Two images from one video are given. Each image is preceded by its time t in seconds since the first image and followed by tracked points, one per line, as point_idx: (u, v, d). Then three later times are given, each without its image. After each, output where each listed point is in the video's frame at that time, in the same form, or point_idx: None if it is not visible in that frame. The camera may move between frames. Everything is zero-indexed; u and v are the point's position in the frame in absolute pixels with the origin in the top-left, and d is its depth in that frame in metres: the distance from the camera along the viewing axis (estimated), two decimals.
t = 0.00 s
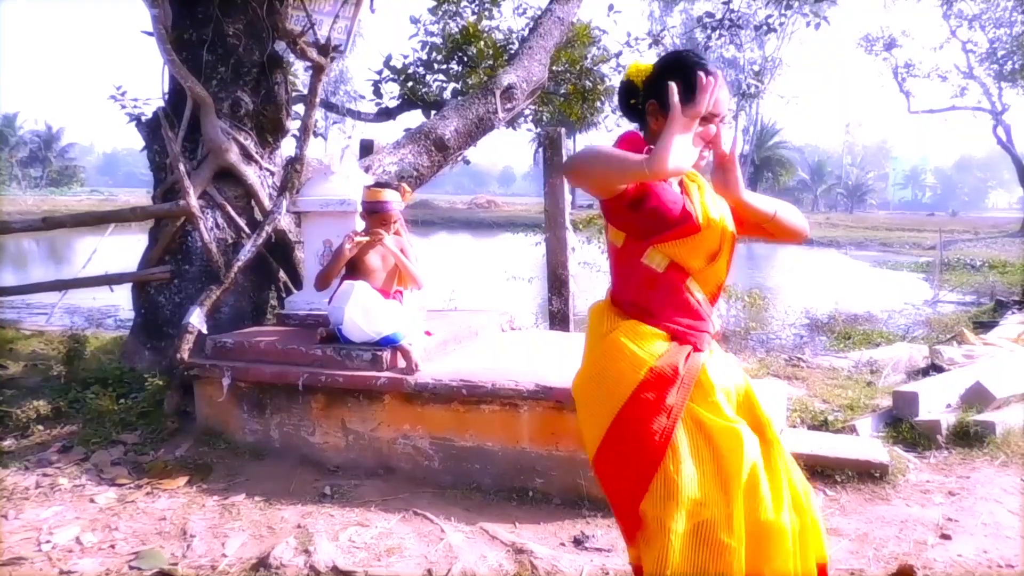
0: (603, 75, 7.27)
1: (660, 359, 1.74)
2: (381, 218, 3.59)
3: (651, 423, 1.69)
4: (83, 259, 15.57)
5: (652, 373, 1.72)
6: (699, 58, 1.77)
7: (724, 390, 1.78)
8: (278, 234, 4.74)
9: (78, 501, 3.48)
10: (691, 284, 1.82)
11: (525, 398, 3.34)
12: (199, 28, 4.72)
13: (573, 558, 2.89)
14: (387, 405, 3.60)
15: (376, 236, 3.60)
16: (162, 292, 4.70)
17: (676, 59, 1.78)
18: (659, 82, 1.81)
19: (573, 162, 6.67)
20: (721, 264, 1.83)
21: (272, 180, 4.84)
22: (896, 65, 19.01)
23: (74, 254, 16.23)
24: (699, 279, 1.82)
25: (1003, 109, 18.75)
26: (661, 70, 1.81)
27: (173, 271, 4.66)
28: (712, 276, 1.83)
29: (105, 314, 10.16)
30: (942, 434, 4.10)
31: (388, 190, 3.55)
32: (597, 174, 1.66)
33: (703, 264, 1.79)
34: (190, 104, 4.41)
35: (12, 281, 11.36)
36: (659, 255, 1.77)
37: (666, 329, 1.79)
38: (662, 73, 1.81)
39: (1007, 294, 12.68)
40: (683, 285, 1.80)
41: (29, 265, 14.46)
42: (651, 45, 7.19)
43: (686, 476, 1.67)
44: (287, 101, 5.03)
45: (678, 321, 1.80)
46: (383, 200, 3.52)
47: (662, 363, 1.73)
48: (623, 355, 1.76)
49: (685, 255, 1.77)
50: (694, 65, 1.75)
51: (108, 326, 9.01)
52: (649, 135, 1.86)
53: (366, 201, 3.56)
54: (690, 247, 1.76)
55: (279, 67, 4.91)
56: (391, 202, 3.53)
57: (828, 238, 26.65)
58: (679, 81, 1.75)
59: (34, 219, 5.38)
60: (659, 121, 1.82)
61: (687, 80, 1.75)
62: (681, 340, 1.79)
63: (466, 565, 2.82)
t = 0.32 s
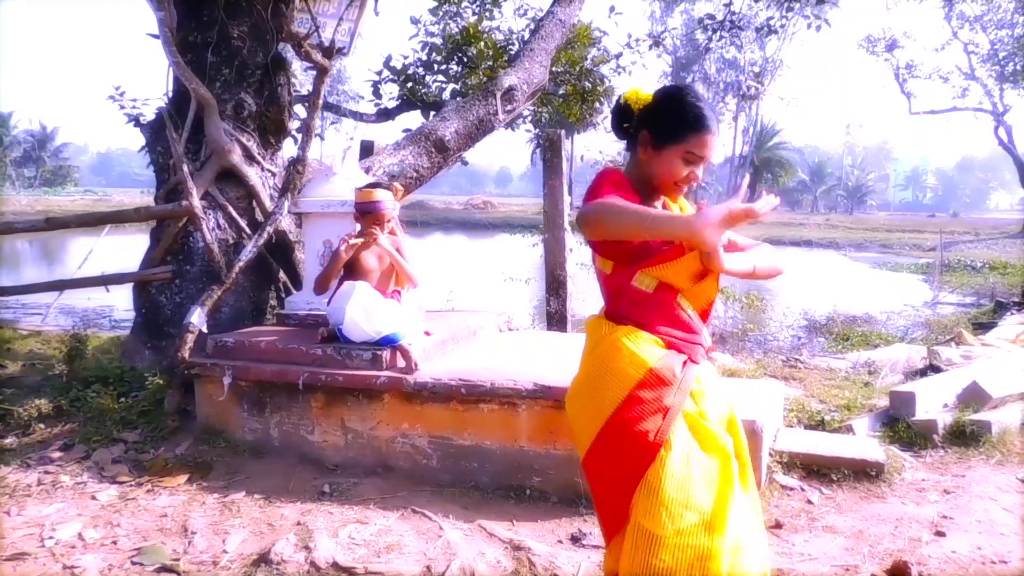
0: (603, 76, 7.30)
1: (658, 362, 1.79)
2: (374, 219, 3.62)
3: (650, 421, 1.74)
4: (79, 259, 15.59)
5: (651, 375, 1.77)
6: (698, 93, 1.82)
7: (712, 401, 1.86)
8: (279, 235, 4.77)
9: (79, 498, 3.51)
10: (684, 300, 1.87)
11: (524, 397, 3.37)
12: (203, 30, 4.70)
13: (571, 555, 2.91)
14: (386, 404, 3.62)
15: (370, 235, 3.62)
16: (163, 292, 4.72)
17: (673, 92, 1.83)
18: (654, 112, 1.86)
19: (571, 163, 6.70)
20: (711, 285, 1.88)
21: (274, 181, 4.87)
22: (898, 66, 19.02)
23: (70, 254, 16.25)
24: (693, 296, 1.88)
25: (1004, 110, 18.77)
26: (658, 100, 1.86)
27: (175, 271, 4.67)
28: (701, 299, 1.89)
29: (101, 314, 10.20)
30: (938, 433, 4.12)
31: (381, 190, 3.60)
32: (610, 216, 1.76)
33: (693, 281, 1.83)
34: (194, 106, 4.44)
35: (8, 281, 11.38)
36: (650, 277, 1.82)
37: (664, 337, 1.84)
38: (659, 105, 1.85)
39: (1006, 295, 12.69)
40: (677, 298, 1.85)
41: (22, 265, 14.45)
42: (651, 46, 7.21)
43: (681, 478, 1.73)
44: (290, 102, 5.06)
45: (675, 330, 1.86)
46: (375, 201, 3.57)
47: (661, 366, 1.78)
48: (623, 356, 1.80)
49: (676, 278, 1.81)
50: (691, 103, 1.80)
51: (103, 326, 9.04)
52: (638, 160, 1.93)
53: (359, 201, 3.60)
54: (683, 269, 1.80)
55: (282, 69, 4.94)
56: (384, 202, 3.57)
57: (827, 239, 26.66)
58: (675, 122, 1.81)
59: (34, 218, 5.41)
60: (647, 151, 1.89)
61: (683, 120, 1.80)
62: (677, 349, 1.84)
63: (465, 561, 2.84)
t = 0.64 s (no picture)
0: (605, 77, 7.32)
1: (638, 334, 1.82)
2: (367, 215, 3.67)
3: (630, 396, 1.79)
4: (77, 260, 15.60)
5: (632, 347, 1.81)
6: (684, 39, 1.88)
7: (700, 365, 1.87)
8: (281, 235, 4.81)
9: (81, 495, 3.54)
10: (672, 271, 1.86)
11: (523, 396, 3.39)
12: (208, 33, 4.73)
13: (569, 552, 2.93)
14: (385, 403, 3.65)
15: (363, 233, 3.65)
16: (165, 292, 4.75)
17: (662, 43, 1.88)
18: (651, 66, 1.89)
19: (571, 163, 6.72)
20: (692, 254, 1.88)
21: (276, 182, 4.89)
22: (901, 67, 19.01)
23: (69, 255, 16.29)
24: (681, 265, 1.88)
25: (1008, 111, 18.74)
26: (651, 55, 1.89)
27: (177, 271, 4.70)
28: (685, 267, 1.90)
29: (98, 315, 10.24)
30: (935, 433, 4.14)
31: (372, 187, 3.65)
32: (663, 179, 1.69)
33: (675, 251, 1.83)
34: (198, 106, 4.45)
35: (7, 281, 11.41)
36: (639, 250, 1.83)
37: (648, 310, 1.85)
38: (650, 58, 1.89)
39: (1008, 296, 12.69)
40: (663, 273, 1.85)
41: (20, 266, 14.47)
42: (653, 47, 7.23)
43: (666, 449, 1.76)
44: (293, 103, 5.08)
45: (660, 305, 1.85)
46: (366, 197, 3.60)
47: (641, 339, 1.81)
48: (606, 332, 1.86)
49: (660, 249, 1.82)
50: (684, 45, 1.85)
51: (102, 326, 9.07)
52: (647, 121, 1.92)
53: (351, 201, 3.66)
54: (666, 241, 1.81)
55: (286, 70, 4.95)
56: (374, 198, 3.61)
57: (829, 241, 26.64)
58: (678, 63, 1.84)
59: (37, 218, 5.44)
60: (659, 103, 1.88)
61: (682, 59, 1.84)
62: (662, 321, 1.85)
63: (463, 558, 2.86)
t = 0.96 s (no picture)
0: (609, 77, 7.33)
1: (623, 359, 1.81)
2: (356, 216, 3.70)
3: (615, 421, 1.78)
4: (84, 257, 15.69)
5: (618, 373, 1.79)
6: (656, 51, 1.90)
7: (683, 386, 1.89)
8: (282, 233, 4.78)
9: (84, 491, 3.57)
10: (651, 281, 1.89)
11: (521, 395, 3.41)
12: (212, 33, 4.76)
13: (566, 550, 2.95)
14: (385, 402, 3.67)
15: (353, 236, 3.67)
16: (168, 290, 4.77)
17: (635, 53, 1.90)
18: (620, 74, 1.90)
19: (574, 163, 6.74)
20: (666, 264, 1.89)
21: (279, 181, 4.92)
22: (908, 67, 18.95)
23: (76, 253, 16.36)
24: (657, 274, 1.90)
25: (1015, 112, 18.67)
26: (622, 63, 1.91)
27: (180, 269, 4.73)
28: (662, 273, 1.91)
29: (104, 312, 10.29)
30: (935, 434, 4.14)
31: (361, 190, 3.68)
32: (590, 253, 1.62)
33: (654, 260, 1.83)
34: (201, 107, 4.47)
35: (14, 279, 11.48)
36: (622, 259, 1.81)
37: (629, 327, 1.84)
38: (623, 67, 1.90)
39: (1014, 297, 12.66)
40: (643, 284, 1.86)
41: (29, 264, 14.53)
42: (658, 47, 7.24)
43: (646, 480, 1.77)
44: (296, 103, 5.10)
45: (640, 319, 1.85)
46: (355, 200, 3.65)
47: (626, 364, 1.80)
48: (588, 357, 1.82)
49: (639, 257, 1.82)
50: (654, 55, 1.86)
51: (108, 324, 9.13)
52: (612, 131, 1.94)
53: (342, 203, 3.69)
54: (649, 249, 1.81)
55: (289, 71, 4.97)
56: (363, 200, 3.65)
57: (834, 240, 26.60)
58: (645, 77, 1.85)
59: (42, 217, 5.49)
60: (623, 112, 1.90)
61: (648, 69, 1.85)
62: (643, 338, 1.85)
63: (460, 556, 2.88)
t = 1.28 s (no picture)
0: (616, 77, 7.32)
1: (585, 304, 1.78)
2: (344, 214, 3.80)
3: (568, 365, 1.78)
4: (98, 256, 15.79)
5: (578, 317, 1.77)
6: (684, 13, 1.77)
7: (643, 344, 1.86)
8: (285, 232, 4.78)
9: (85, 487, 3.60)
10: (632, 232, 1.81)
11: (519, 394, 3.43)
12: (214, 33, 4.79)
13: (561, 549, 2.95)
14: (384, 399, 3.68)
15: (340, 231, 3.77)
16: (171, 288, 4.79)
17: (666, 9, 1.75)
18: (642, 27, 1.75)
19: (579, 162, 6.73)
20: (648, 217, 1.82)
21: (281, 180, 4.95)
22: (919, 67, 18.85)
23: (89, 251, 16.45)
24: (640, 228, 1.83)
25: None
26: (649, 15, 1.77)
27: (183, 267, 4.76)
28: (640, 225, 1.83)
29: (116, 310, 10.37)
30: (936, 434, 4.13)
31: (348, 188, 3.78)
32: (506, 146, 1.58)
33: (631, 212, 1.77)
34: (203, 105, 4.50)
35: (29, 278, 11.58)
36: (602, 205, 1.75)
37: (600, 276, 1.80)
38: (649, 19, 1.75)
39: None
40: (622, 234, 1.78)
41: (44, 261, 14.63)
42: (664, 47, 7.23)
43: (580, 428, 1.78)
44: (298, 102, 5.12)
45: (613, 270, 1.81)
46: (341, 199, 3.76)
47: (587, 309, 1.77)
48: (552, 295, 1.80)
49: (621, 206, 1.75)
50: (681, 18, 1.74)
51: (118, 322, 9.21)
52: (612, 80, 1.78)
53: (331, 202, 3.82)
54: (630, 199, 1.75)
55: (290, 70, 4.99)
56: (349, 198, 3.76)
57: (844, 241, 26.50)
58: (668, 36, 1.72)
59: (50, 216, 5.53)
60: (632, 65, 1.75)
61: (674, 31, 1.73)
62: (611, 290, 1.81)
63: (454, 553, 2.89)
